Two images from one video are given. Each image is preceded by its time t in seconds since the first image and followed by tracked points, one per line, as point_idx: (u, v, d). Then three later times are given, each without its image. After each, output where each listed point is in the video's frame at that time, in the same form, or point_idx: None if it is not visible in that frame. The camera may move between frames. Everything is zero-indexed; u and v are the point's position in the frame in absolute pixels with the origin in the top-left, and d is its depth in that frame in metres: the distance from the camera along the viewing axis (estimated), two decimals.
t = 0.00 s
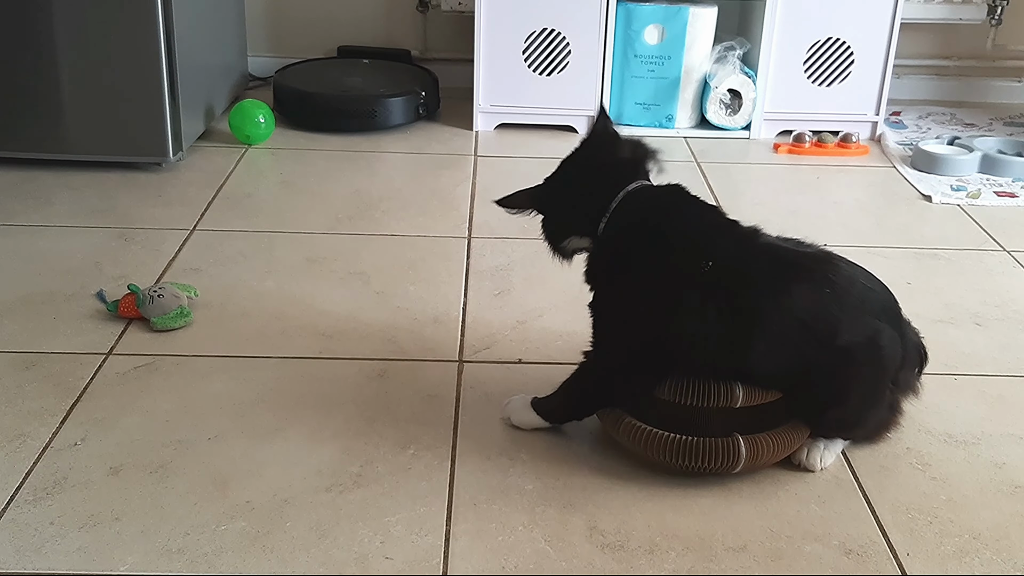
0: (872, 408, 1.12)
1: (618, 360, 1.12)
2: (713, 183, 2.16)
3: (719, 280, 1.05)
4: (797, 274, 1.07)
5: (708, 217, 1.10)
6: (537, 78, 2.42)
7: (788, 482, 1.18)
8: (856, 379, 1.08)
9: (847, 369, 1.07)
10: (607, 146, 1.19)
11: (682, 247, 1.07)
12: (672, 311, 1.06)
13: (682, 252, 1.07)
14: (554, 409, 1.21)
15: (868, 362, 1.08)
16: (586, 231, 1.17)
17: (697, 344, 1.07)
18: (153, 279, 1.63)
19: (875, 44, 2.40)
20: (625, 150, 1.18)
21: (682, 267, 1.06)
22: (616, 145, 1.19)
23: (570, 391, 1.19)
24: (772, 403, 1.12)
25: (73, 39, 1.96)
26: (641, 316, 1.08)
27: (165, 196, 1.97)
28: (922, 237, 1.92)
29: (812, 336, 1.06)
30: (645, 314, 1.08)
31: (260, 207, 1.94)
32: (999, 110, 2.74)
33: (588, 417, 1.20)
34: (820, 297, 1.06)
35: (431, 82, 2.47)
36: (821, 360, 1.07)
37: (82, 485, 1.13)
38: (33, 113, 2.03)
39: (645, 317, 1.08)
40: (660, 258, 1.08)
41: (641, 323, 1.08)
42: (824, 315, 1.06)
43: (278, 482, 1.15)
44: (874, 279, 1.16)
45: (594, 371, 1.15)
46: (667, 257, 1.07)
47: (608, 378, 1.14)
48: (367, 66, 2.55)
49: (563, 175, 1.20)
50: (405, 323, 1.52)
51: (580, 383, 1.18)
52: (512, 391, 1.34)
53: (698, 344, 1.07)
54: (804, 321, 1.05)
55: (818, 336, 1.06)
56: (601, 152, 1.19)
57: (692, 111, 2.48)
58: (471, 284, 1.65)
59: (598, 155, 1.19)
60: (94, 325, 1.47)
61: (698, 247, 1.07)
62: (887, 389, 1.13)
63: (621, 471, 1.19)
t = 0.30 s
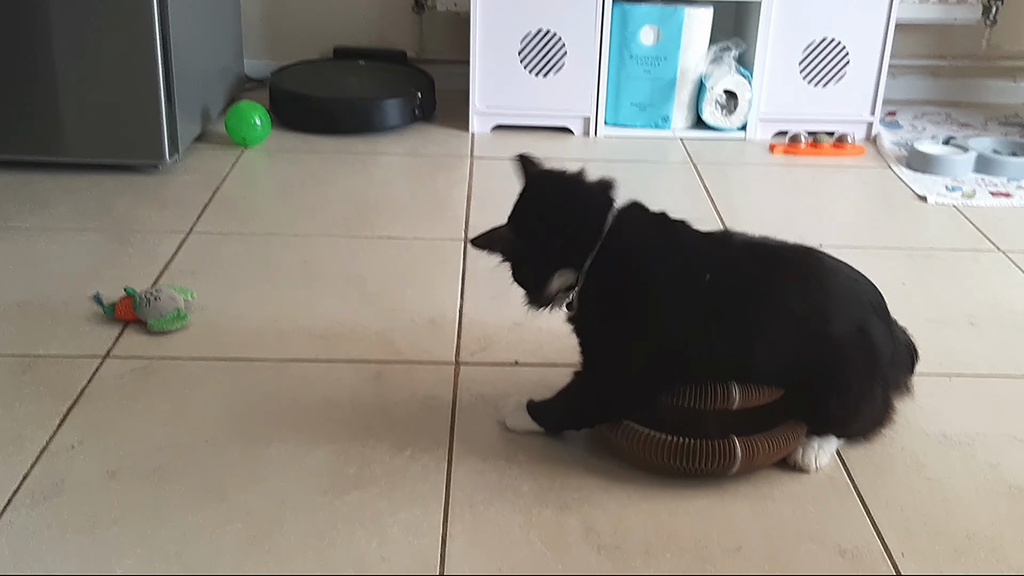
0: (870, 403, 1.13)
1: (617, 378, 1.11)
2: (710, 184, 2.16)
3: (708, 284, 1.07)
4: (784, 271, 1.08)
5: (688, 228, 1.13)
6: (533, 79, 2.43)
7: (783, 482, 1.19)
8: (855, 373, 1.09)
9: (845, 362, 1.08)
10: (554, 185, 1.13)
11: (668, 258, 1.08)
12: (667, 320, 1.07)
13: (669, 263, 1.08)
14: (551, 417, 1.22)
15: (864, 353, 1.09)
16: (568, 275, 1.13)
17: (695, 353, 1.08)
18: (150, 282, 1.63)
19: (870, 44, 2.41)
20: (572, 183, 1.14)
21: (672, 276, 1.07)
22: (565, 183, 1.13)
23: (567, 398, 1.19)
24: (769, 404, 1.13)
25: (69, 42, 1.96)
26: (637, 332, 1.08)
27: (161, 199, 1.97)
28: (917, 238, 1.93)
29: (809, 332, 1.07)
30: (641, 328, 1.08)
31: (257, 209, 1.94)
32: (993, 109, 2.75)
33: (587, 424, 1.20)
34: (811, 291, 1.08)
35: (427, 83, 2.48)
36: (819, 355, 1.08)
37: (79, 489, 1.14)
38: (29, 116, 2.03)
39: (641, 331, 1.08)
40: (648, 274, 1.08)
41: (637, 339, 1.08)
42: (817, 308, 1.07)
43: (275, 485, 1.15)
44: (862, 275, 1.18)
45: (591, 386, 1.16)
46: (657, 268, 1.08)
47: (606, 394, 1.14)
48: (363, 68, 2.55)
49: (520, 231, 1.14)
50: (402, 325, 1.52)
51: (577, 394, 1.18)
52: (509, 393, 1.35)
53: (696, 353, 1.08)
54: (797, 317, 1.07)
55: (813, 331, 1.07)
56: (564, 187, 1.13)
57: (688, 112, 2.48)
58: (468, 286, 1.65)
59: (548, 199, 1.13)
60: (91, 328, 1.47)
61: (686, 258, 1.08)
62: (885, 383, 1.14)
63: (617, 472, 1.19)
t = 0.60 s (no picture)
0: (861, 399, 1.17)
1: (614, 370, 1.11)
2: (701, 180, 2.17)
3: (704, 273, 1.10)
4: (774, 262, 1.12)
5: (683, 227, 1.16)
6: (526, 76, 2.44)
7: (773, 477, 1.20)
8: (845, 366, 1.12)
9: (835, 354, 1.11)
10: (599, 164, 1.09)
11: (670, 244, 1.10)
12: (669, 306, 1.08)
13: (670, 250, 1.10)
14: (543, 417, 1.23)
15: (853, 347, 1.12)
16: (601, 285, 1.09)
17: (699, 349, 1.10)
18: (146, 280, 1.64)
19: (861, 40, 2.42)
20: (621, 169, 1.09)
21: (685, 275, 1.09)
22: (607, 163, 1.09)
23: (558, 397, 1.20)
24: (760, 399, 1.15)
25: (63, 40, 1.97)
26: (643, 322, 1.09)
27: (156, 197, 1.97)
28: (906, 233, 1.94)
29: (812, 328, 1.10)
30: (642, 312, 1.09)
31: (251, 207, 1.95)
32: (984, 104, 2.77)
33: (578, 424, 1.21)
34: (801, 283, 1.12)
35: (421, 80, 2.48)
36: (822, 351, 1.11)
37: (77, 486, 1.15)
38: (23, 114, 2.03)
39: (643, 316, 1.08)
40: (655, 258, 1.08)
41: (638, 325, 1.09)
42: (807, 298, 1.11)
43: (272, 482, 1.16)
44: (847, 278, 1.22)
45: (584, 386, 1.16)
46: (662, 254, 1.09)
47: (601, 392, 1.15)
48: (355, 65, 2.56)
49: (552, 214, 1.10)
50: (396, 322, 1.53)
51: (569, 392, 1.18)
52: (503, 390, 1.36)
53: (692, 339, 1.09)
54: (801, 313, 1.10)
55: (815, 329, 1.11)
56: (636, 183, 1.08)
57: (681, 108, 2.49)
58: (462, 283, 1.66)
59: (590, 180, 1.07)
60: (88, 327, 1.48)
61: (697, 259, 1.11)
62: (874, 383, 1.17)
63: (609, 467, 1.21)
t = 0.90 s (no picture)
0: (852, 397, 1.19)
1: (619, 371, 1.13)
2: (695, 184, 2.19)
3: (706, 269, 1.13)
4: (767, 256, 1.17)
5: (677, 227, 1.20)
6: (521, 81, 2.46)
7: (766, 478, 1.22)
8: (846, 354, 1.15)
9: (835, 343, 1.14)
10: (611, 181, 1.08)
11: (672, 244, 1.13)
12: (675, 300, 1.11)
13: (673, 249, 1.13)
14: (538, 420, 1.24)
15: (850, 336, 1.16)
16: (635, 305, 1.08)
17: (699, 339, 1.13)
18: (146, 287, 1.66)
19: (852, 43, 2.44)
20: (636, 184, 1.08)
21: (690, 270, 1.12)
22: (619, 178, 1.09)
23: (553, 399, 1.22)
24: (750, 398, 1.17)
25: (62, 49, 1.98)
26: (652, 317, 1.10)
27: (154, 204, 1.99)
28: (898, 235, 1.96)
29: (807, 319, 1.13)
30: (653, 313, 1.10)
31: (249, 213, 1.97)
32: (975, 106, 2.79)
33: (574, 427, 1.23)
34: (795, 276, 1.16)
35: (416, 86, 2.50)
36: (817, 345, 1.13)
37: (81, 492, 1.16)
38: (22, 123, 2.05)
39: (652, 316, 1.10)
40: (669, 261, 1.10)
41: (648, 325, 1.10)
42: (803, 289, 1.15)
43: (272, 486, 1.18)
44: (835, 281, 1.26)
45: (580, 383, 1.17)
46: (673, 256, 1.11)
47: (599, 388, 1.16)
48: (351, 71, 2.58)
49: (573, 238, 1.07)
50: (394, 327, 1.55)
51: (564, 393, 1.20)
52: (499, 393, 1.38)
53: (693, 330, 1.12)
54: (796, 306, 1.14)
55: (810, 321, 1.13)
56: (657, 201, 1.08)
57: (675, 112, 2.50)
58: (458, 288, 1.68)
59: (612, 199, 1.06)
60: (89, 334, 1.50)
61: (698, 254, 1.14)
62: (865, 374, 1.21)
63: (605, 469, 1.23)
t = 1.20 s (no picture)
0: (845, 393, 1.19)
1: (611, 369, 1.14)
2: (691, 181, 2.20)
3: (696, 266, 1.14)
4: (760, 252, 1.17)
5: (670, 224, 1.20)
6: (516, 79, 2.46)
7: (762, 472, 1.23)
8: (838, 349, 1.16)
9: (827, 339, 1.14)
10: (588, 185, 1.10)
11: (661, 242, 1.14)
12: (663, 299, 1.11)
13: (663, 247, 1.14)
14: (535, 417, 1.25)
15: (844, 332, 1.16)
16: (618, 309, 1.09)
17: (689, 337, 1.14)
18: (144, 287, 1.66)
19: (846, 40, 2.45)
20: (613, 187, 1.09)
21: (679, 269, 1.13)
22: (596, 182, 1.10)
23: (550, 397, 1.23)
24: (748, 393, 1.18)
25: (58, 51, 1.99)
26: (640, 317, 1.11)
27: (151, 204, 2.00)
28: (892, 230, 1.97)
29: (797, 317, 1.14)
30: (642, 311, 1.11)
31: (246, 213, 1.97)
32: (969, 101, 2.80)
33: (570, 424, 1.23)
34: (788, 272, 1.16)
35: (413, 85, 2.51)
36: (806, 342, 1.14)
37: (82, 491, 1.17)
38: (19, 124, 2.05)
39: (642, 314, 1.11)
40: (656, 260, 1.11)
41: (637, 324, 1.11)
42: (793, 284, 1.15)
43: (272, 484, 1.19)
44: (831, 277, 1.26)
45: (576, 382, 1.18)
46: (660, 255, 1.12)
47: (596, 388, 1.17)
48: (347, 70, 2.58)
49: (553, 243, 1.08)
50: (392, 326, 1.56)
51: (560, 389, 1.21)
52: (497, 390, 1.39)
53: (682, 328, 1.13)
54: (787, 303, 1.14)
55: (800, 318, 1.14)
56: (636, 204, 1.08)
57: (670, 109, 2.52)
58: (456, 286, 1.69)
59: (588, 202, 1.07)
60: (88, 334, 1.51)
61: (686, 251, 1.15)
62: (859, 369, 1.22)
63: (602, 465, 1.24)
